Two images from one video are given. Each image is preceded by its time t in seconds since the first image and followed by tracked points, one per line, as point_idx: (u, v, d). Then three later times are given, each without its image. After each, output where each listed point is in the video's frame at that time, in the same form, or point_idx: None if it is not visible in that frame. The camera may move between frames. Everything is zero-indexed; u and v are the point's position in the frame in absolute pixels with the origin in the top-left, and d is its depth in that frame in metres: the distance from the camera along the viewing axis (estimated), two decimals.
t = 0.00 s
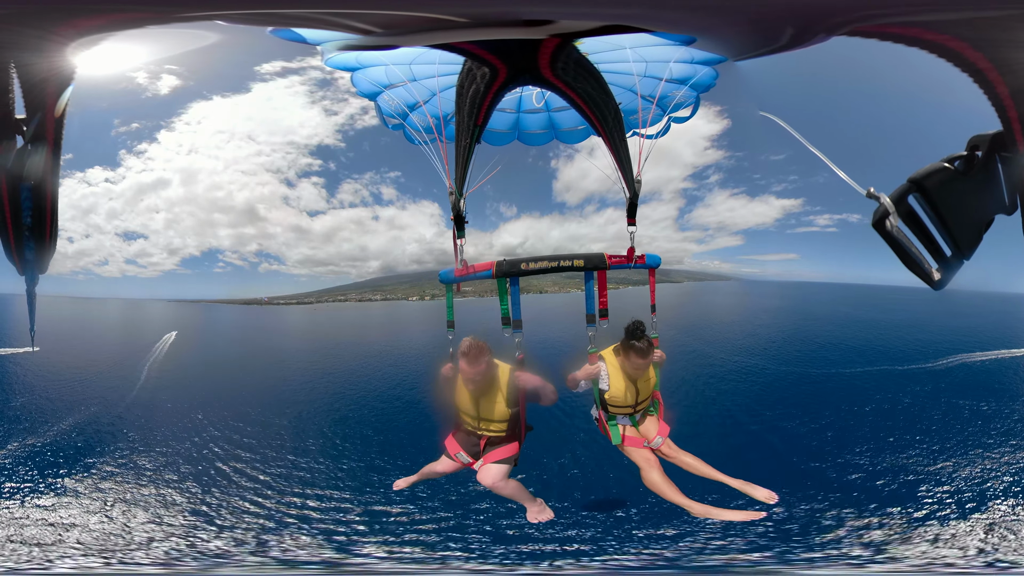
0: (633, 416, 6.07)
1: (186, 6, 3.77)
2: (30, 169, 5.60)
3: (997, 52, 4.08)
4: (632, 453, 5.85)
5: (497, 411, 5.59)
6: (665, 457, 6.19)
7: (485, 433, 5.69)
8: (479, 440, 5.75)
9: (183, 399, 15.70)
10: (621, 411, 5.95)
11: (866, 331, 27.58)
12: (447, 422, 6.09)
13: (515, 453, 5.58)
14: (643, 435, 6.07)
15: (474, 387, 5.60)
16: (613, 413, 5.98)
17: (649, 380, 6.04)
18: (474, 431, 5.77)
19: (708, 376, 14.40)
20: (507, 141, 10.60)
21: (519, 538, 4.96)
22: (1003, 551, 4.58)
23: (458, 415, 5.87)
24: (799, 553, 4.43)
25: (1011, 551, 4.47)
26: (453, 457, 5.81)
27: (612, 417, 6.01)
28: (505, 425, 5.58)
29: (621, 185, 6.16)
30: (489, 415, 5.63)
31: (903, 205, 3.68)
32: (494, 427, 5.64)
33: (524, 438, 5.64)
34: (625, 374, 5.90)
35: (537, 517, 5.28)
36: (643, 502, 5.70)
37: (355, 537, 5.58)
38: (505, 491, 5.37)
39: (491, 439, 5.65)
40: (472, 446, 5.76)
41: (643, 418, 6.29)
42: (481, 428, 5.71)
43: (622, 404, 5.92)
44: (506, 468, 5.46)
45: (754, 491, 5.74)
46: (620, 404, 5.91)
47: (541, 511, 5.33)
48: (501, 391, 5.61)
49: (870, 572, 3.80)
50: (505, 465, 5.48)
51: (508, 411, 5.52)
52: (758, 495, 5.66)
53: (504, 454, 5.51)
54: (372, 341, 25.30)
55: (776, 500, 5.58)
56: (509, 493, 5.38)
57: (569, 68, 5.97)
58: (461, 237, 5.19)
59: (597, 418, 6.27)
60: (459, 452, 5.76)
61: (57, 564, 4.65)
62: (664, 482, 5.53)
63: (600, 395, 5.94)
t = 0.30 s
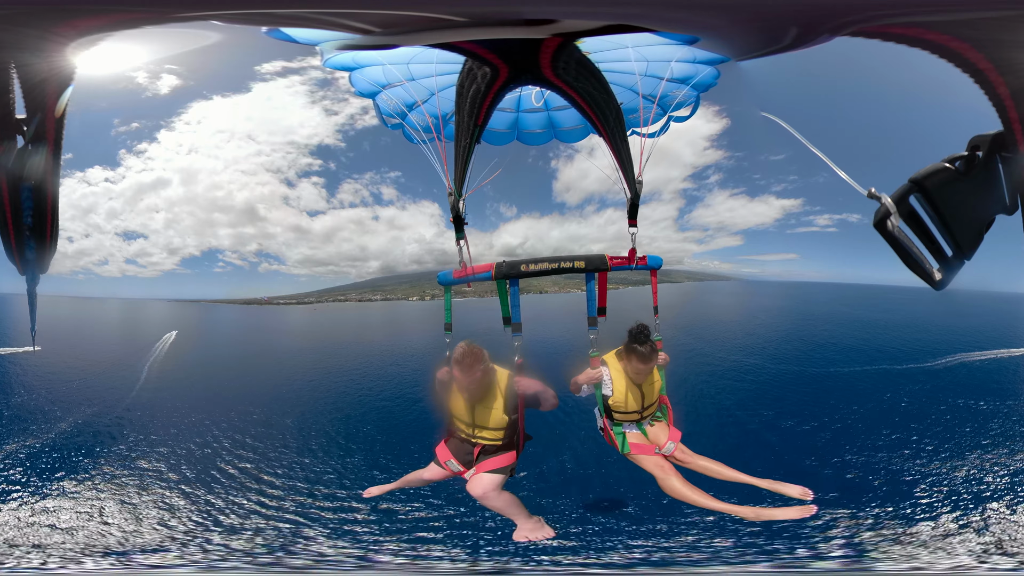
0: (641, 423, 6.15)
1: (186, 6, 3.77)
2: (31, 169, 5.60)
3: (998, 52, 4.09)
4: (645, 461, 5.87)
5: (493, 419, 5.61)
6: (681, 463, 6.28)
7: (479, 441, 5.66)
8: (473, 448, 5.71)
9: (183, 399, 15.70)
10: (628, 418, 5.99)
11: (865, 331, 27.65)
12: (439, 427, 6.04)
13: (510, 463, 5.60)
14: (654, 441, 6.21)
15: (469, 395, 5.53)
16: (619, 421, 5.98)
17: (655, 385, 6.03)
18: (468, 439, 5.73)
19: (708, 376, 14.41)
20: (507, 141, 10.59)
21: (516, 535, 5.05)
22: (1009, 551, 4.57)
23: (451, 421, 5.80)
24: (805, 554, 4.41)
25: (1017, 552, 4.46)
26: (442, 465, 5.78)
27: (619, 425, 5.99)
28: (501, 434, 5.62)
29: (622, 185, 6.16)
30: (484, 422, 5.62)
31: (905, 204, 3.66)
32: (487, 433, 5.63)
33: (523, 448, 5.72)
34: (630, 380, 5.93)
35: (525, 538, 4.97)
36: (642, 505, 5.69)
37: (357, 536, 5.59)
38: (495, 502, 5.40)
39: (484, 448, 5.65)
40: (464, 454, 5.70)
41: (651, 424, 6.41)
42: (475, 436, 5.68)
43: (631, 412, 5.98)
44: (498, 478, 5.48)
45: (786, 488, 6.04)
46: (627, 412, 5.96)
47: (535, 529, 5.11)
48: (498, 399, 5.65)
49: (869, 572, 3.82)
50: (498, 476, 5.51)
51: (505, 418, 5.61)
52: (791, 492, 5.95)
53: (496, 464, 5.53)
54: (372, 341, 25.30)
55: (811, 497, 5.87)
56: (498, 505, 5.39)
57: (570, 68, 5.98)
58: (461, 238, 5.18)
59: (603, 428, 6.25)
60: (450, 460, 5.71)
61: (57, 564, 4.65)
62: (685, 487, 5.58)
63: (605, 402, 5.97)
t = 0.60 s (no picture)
0: (638, 418, 6.13)
1: (185, 6, 3.77)
2: (33, 169, 5.41)
3: (999, 52, 4.06)
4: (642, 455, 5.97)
5: (500, 413, 5.63)
6: (674, 458, 6.40)
7: (486, 436, 5.69)
8: (480, 444, 5.75)
9: (183, 398, 15.69)
10: (626, 413, 5.99)
11: (866, 331, 27.63)
12: (446, 426, 6.04)
13: (517, 456, 5.64)
14: (649, 436, 6.13)
15: (475, 391, 5.62)
16: (618, 416, 6.00)
17: (654, 381, 6.04)
18: (475, 435, 5.76)
19: (709, 375, 14.42)
20: (507, 141, 10.60)
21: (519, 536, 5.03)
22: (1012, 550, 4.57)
23: (457, 419, 5.80)
24: (807, 555, 4.39)
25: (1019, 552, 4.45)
26: (452, 461, 5.75)
27: (617, 420, 6.02)
28: (508, 429, 5.62)
29: (622, 186, 6.15)
30: (490, 417, 5.66)
31: (907, 204, 3.63)
32: (494, 428, 5.67)
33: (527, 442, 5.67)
34: (629, 377, 5.94)
35: (536, 531, 5.04)
36: (643, 505, 5.67)
37: (348, 540, 5.49)
38: (506, 496, 5.41)
39: (493, 442, 5.67)
40: (473, 450, 5.74)
41: (648, 420, 6.34)
42: (482, 432, 5.71)
43: (627, 406, 5.97)
44: (508, 471, 5.52)
45: (771, 487, 5.96)
46: (624, 406, 5.96)
47: (543, 523, 5.14)
48: (503, 394, 5.65)
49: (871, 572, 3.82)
50: (507, 469, 5.54)
51: (509, 413, 5.60)
52: (774, 491, 5.87)
53: (505, 458, 5.55)
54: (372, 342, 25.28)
55: (794, 496, 5.80)
56: (509, 499, 5.42)
57: (570, 68, 5.97)
58: (463, 238, 5.17)
59: (602, 421, 6.32)
60: (459, 457, 5.72)
61: (54, 564, 4.62)
62: (680, 481, 5.67)
63: (604, 398, 5.98)
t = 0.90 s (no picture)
0: (633, 411, 6.17)
1: (186, 6, 3.76)
2: (33, 169, 5.26)
3: (999, 52, 4.04)
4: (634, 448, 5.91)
5: (504, 407, 5.65)
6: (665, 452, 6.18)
7: (492, 429, 5.73)
8: (487, 437, 5.78)
9: (183, 399, 15.66)
10: (622, 406, 6.02)
11: (866, 330, 27.64)
12: (453, 421, 6.11)
13: (521, 448, 5.67)
14: (642, 429, 6.10)
15: (479, 385, 5.57)
16: (614, 409, 6.03)
17: (649, 374, 6.05)
18: (481, 428, 5.78)
19: (709, 375, 14.42)
20: (508, 141, 10.61)
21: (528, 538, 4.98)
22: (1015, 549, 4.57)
23: (464, 413, 5.89)
24: (810, 555, 4.37)
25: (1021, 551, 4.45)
26: (461, 455, 5.75)
27: (615, 414, 6.05)
28: (512, 421, 5.64)
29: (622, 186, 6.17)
30: (495, 411, 5.68)
31: (908, 204, 3.61)
32: (501, 422, 5.68)
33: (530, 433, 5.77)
34: (628, 374, 5.94)
35: (547, 517, 5.30)
36: (643, 506, 5.64)
37: (345, 543, 5.43)
38: (517, 486, 5.40)
39: (499, 435, 5.71)
40: (480, 443, 5.75)
41: (642, 413, 6.29)
42: (488, 425, 5.74)
43: (623, 400, 6.00)
44: (515, 463, 5.52)
45: (745, 484, 5.84)
46: (622, 401, 5.98)
47: (552, 509, 5.40)
48: (506, 387, 5.69)
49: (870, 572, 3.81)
50: (514, 460, 5.54)
51: (512, 407, 5.63)
52: (747, 488, 5.77)
53: (511, 449, 5.58)
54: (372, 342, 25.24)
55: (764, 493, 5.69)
56: (520, 488, 5.42)
57: (572, 70, 5.96)
58: (464, 238, 5.18)
59: (598, 413, 6.41)
60: (468, 449, 5.72)
61: (53, 565, 4.60)
62: (667, 474, 5.61)
63: (602, 392, 6.04)
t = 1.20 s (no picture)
0: (630, 405, 6.09)
1: (187, 6, 3.76)
2: (35, 169, 5.24)
3: (1000, 52, 4.04)
4: (628, 440, 5.94)
5: (508, 400, 5.61)
6: (659, 445, 6.13)
7: (496, 423, 5.71)
8: (492, 431, 5.78)
9: (181, 399, 15.63)
10: (619, 399, 6.00)
11: (864, 330, 27.70)
12: (458, 414, 6.10)
13: (525, 441, 5.68)
14: (638, 423, 6.07)
15: (483, 379, 5.57)
16: (611, 402, 6.02)
17: (645, 368, 6.09)
18: (486, 422, 5.77)
19: (708, 374, 14.45)
20: (508, 141, 10.63)
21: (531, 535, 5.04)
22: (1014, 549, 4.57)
23: (469, 407, 5.85)
24: (810, 554, 4.38)
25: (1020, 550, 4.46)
26: (468, 449, 5.81)
27: (611, 406, 6.05)
28: (515, 415, 5.63)
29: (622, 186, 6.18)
30: (500, 404, 5.63)
31: (909, 205, 3.61)
32: (505, 414, 5.65)
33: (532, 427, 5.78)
34: (624, 368, 5.94)
35: (547, 509, 5.37)
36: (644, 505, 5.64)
37: (347, 542, 5.44)
38: (520, 478, 5.47)
39: (503, 428, 5.70)
40: (486, 436, 5.78)
41: (637, 407, 6.27)
42: (492, 419, 5.72)
43: (620, 392, 5.99)
44: (519, 456, 5.55)
45: (733, 477, 5.73)
46: (619, 394, 5.98)
47: (552, 500, 5.45)
48: (509, 381, 5.63)
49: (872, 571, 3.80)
50: (518, 453, 5.57)
51: (516, 400, 5.61)
52: (736, 482, 5.64)
53: (515, 442, 5.58)
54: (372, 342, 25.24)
55: (752, 487, 5.58)
56: (524, 480, 5.47)
57: (574, 69, 5.98)
58: (466, 236, 5.18)
59: (596, 407, 6.37)
60: (474, 443, 5.78)
61: (53, 564, 4.61)
62: (660, 466, 5.46)
63: (599, 384, 6.02)
